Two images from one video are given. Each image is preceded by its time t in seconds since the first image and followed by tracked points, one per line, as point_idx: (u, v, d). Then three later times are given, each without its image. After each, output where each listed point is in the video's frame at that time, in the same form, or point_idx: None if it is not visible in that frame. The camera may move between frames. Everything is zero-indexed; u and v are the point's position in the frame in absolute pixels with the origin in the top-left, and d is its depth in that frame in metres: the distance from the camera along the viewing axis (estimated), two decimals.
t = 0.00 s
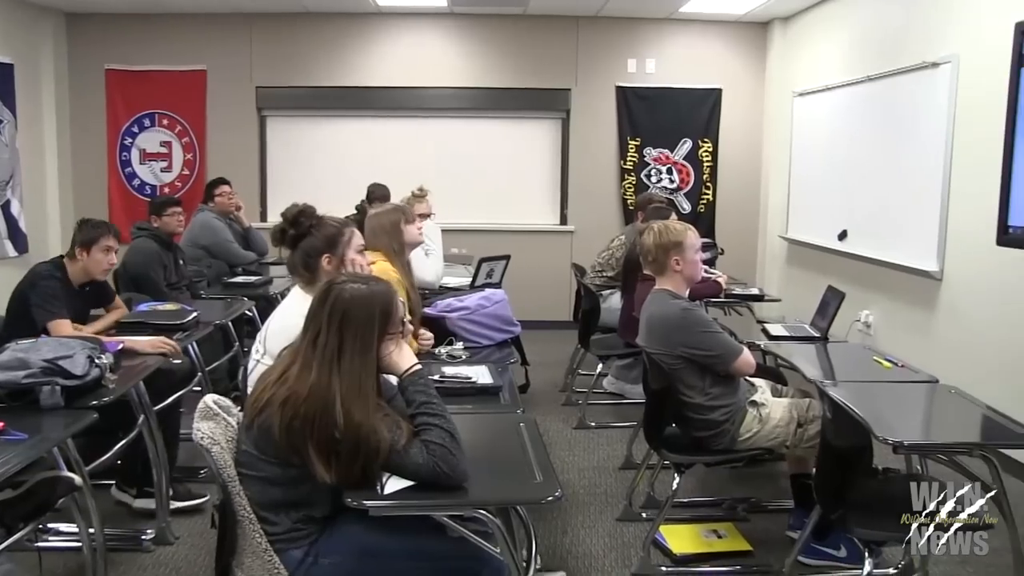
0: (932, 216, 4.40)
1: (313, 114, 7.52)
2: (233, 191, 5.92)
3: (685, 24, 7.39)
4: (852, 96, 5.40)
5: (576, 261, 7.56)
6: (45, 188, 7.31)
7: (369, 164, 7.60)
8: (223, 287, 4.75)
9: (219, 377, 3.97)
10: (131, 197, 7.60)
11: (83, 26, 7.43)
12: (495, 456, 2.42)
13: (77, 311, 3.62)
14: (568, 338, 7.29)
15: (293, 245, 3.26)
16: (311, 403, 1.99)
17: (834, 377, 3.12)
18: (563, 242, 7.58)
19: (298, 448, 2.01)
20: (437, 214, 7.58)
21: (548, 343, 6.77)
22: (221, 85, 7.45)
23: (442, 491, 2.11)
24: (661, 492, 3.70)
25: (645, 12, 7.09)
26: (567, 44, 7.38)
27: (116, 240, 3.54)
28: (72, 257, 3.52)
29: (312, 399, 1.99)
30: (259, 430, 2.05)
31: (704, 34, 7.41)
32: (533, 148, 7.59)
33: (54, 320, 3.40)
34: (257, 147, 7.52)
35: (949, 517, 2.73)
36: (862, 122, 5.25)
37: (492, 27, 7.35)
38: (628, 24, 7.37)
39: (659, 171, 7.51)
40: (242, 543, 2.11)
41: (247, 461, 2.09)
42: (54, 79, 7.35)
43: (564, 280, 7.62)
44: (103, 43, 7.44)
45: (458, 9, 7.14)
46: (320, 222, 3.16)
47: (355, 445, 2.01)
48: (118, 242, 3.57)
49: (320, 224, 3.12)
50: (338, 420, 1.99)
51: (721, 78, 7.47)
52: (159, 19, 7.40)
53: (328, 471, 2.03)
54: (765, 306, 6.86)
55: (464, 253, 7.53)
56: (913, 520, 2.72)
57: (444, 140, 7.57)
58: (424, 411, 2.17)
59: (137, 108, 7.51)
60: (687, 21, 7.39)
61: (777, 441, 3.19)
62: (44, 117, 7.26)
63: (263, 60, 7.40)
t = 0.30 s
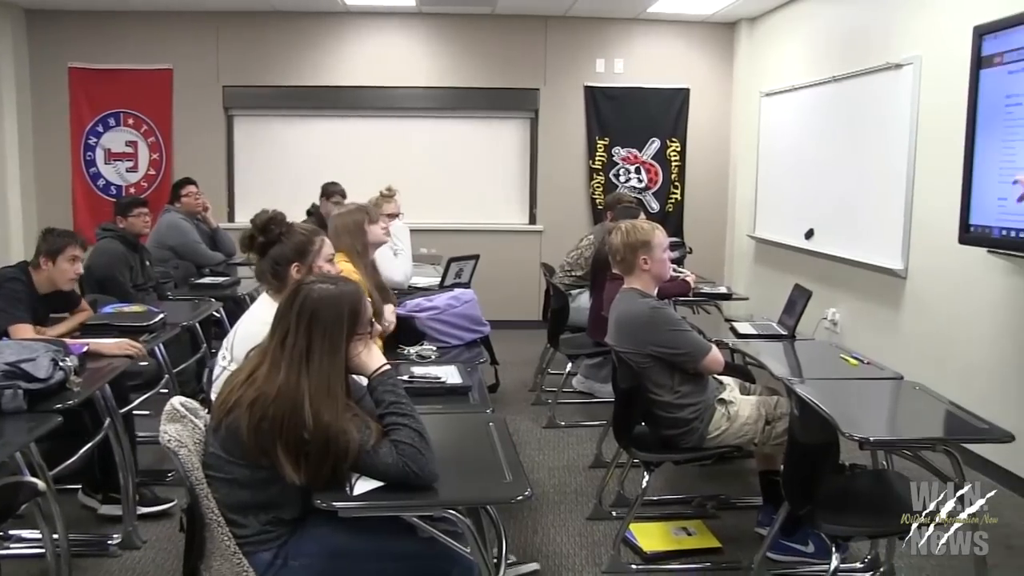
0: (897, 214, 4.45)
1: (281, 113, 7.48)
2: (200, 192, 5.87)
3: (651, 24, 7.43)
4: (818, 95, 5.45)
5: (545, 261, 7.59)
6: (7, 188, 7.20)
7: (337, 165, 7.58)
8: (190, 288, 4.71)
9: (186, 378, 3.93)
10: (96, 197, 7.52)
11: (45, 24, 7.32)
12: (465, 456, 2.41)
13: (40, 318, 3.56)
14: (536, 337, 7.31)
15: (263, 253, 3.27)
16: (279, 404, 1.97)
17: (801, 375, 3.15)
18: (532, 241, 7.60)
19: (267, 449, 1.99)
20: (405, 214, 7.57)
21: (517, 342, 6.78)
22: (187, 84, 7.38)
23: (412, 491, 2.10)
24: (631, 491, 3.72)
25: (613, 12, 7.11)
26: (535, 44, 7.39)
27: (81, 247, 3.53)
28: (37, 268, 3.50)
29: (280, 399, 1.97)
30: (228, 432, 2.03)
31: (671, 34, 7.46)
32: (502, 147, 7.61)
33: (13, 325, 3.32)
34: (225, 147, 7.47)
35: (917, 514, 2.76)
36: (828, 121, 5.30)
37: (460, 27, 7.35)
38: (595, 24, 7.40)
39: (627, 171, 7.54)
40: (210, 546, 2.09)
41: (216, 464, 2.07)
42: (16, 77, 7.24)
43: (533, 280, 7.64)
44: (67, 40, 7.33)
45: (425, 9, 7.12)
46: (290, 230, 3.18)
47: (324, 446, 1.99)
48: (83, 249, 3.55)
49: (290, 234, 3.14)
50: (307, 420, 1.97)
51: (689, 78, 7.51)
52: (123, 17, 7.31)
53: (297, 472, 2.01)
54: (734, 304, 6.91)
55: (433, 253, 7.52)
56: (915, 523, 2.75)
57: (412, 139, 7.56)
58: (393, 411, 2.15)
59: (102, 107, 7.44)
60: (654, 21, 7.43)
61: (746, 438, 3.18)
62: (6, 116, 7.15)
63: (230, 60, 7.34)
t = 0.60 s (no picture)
0: (862, 213, 4.50)
1: (249, 113, 7.44)
2: (166, 192, 5.82)
3: (618, 24, 7.46)
4: (784, 95, 5.49)
5: (514, 261, 7.60)
6: None
7: (305, 165, 7.55)
8: (157, 290, 4.67)
9: (152, 381, 3.90)
10: (59, 197, 7.43)
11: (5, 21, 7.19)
12: (434, 456, 2.40)
13: None
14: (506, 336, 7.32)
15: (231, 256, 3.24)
16: (247, 405, 1.95)
17: (768, 373, 3.17)
18: (502, 240, 7.61)
19: (235, 450, 1.97)
20: (373, 214, 7.55)
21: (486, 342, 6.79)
22: (153, 83, 7.31)
23: (382, 492, 2.08)
24: (600, 489, 3.73)
25: (579, 12, 7.13)
26: (502, 44, 7.39)
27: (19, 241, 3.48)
28: None
29: (248, 400, 1.95)
30: (195, 434, 2.01)
31: (638, 34, 7.50)
32: (471, 147, 7.62)
33: None
34: (192, 147, 7.41)
35: (885, 509, 2.78)
36: (794, 122, 5.35)
37: (428, 27, 7.34)
38: (562, 24, 7.42)
39: (595, 171, 7.57)
40: (178, 549, 2.07)
41: (183, 467, 2.04)
42: None
43: (501, 280, 7.65)
44: (28, 38, 7.22)
45: (392, 8, 7.11)
46: (259, 233, 3.15)
47: (293, 447, 1.97)
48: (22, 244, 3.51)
49: (259, 237, 3.10)
50: (276, 421, 1.95)
51: (656, 78, 7.56)
52: (86, 14, 7.21)
53: (265, 473, 1.99)
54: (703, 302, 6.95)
55: (402, 253, 7.50)
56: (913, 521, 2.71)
57: (380, 139, 7.54)
58: (362, 411, 2.14)
59: (66, 106, 7.35)
60: (620, 21, 7.46)
61: (714, 436, 3.17)
62: None
63: (196, 59, 7.27)
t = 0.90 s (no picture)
0: (828, 212, 4.55)
1: (216, 113, 7.38)
2: (132, 192, 5.76)
3: (587, 24, 7.48)
4: (751, 94, 5.53)
5: (484, 260, 7.60)
6: None
7: (271, 165, 7.51)
8: (123, 291, 4.63)
9: (119, 383, 3.86)
10: (22, 198, 7.33)
11: None
12: (404, 456, 2.39)
13: None
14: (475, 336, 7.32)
15: (197, 258, 3.22)
16: (217, 406, 1.93)
17: (738, 371, 3.18)
18: (472, 240, 7.61)
19: (204, 452, 1.95)
20: (343, 214, 7.52)
21: (456, 342, 6.78)
22: (118, 82, 7.23)
23: (352, 493, 2.07)
24: (571, 488, 3.74)
25: (548, 12, 7.14)
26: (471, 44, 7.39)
27: None
28: None
29: (217, 401, 1.93)
30: (163, 435, 1.98)
31: (609, 34, 7.52)
32: (442, 147, 7.61)
33: None
34: (159, 147, 7.34)
35: (852, 504, 2.81)
36: (761, 121, 5.39)
37: (397, 26, 7.32)
38: (531, 24, 7.43)
39: (565, 170, 7.59)
40: (146, 553, 2.05)
41: (151, 469, 2.02)
42: None
43: (470, 280, 7.65)
44: None
45: (361, 7, 7.08)
46: (225, 233, 3.12)
47: (262, 448, 1.96)
48: None
49: (224, 238, 3.06)
50: (245, 422, 1.93)
51: (625, 79, 7.59)
52: (49, 12, 7.11)
53: (234, 475, 1.97)
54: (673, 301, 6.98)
55: (372, 253, 7.48)
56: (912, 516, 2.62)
57: (348, 139, 7.52)
58: (332, 411, 2.13)
59: (29, 105, 7.25)
60: (590, 22, 7.48)
61: (685, 434, 3.18)
62: None
63: (162, 58, 7.20)
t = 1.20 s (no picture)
0: (799, 211, 4.58)
1: (187, 112, 7.33)
2: (102, 193, 5.70)
3: (559, 24, 7.50)
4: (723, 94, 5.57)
5: (457, 260, 7.60)
6: None
7: (242, 166, 7.46)
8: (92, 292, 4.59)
9: (89, 385, 3.82)
10: None
11: None
12: (377, 457, 2.37)
13: None
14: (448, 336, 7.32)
15: (169, 260, 3.19)
16: (187, 406, 1.91)
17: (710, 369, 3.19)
18: (445, 240, 7.60)
19: (175, 454, 1.93)
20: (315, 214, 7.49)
21: (430, 342, 6.77)
22: (87, 80, 7.15)
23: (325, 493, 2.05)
24: (545, 488, 3.74)
25: (521, 12, 7.15)
26: (443, 44, 7.39)
27: None
28: None
29: (188, 401, 1.92)
30: (133, 437, 1.96)
31: (582, 34, 7.54)
32: (416, 147, 7.60)
33: None
34: (128, 147, 7.27)
35: (824, 501, 2.83)
36: (733, 121, 5.42)
37: (368, 26, 7.30)
38: (503, 24, 7.43)
39: (538, 170, 7.61)
40: (116, 558, 2.03)
41: (121, 472, 1.99)
42: None
43: (443, 280, 7.65)
44: None
45: (332, 6, 7.05)
46: (196, 234, 3.09)
47: (234, 450, 1.94)
48: None
49: (197, 239, 3.04)
50: (217, 423, 1.92)
51: (598, 78, 7.62)
52: (14, 9, 7.01)
53: (206, 476, 1.95)
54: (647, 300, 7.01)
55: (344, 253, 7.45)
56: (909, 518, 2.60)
57: (320, 139, 7.49)
58: (304, 412, 2.11)
59: None
60: (562, 22, 7.50)
61: (657, 433, 3.18)
62: None
63: (131, 57, 7.14)
